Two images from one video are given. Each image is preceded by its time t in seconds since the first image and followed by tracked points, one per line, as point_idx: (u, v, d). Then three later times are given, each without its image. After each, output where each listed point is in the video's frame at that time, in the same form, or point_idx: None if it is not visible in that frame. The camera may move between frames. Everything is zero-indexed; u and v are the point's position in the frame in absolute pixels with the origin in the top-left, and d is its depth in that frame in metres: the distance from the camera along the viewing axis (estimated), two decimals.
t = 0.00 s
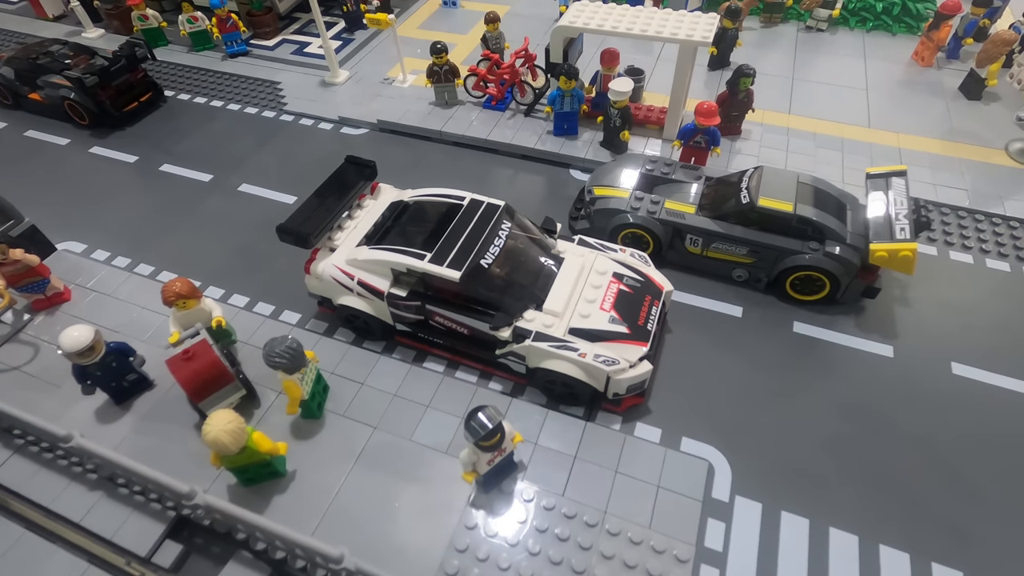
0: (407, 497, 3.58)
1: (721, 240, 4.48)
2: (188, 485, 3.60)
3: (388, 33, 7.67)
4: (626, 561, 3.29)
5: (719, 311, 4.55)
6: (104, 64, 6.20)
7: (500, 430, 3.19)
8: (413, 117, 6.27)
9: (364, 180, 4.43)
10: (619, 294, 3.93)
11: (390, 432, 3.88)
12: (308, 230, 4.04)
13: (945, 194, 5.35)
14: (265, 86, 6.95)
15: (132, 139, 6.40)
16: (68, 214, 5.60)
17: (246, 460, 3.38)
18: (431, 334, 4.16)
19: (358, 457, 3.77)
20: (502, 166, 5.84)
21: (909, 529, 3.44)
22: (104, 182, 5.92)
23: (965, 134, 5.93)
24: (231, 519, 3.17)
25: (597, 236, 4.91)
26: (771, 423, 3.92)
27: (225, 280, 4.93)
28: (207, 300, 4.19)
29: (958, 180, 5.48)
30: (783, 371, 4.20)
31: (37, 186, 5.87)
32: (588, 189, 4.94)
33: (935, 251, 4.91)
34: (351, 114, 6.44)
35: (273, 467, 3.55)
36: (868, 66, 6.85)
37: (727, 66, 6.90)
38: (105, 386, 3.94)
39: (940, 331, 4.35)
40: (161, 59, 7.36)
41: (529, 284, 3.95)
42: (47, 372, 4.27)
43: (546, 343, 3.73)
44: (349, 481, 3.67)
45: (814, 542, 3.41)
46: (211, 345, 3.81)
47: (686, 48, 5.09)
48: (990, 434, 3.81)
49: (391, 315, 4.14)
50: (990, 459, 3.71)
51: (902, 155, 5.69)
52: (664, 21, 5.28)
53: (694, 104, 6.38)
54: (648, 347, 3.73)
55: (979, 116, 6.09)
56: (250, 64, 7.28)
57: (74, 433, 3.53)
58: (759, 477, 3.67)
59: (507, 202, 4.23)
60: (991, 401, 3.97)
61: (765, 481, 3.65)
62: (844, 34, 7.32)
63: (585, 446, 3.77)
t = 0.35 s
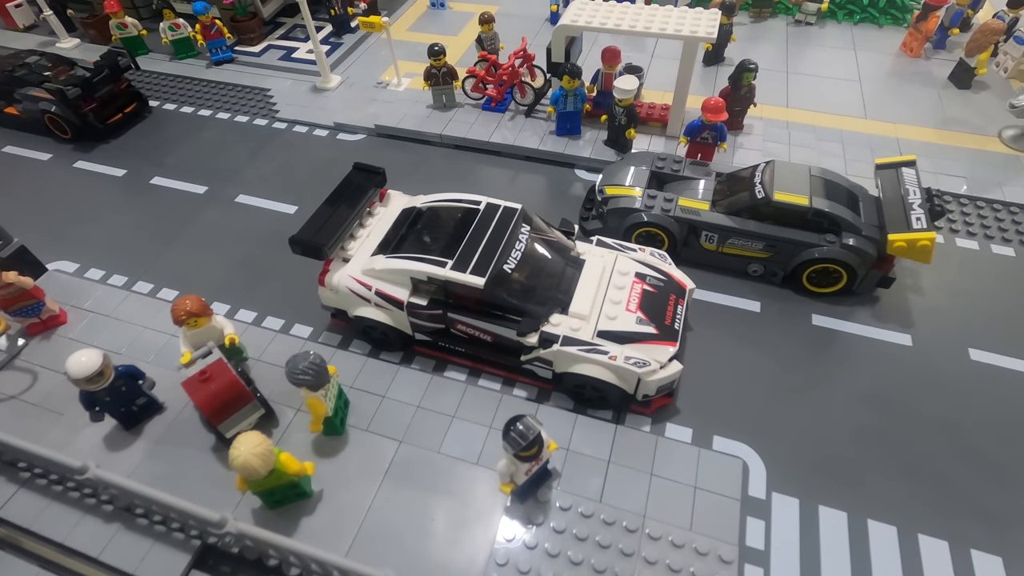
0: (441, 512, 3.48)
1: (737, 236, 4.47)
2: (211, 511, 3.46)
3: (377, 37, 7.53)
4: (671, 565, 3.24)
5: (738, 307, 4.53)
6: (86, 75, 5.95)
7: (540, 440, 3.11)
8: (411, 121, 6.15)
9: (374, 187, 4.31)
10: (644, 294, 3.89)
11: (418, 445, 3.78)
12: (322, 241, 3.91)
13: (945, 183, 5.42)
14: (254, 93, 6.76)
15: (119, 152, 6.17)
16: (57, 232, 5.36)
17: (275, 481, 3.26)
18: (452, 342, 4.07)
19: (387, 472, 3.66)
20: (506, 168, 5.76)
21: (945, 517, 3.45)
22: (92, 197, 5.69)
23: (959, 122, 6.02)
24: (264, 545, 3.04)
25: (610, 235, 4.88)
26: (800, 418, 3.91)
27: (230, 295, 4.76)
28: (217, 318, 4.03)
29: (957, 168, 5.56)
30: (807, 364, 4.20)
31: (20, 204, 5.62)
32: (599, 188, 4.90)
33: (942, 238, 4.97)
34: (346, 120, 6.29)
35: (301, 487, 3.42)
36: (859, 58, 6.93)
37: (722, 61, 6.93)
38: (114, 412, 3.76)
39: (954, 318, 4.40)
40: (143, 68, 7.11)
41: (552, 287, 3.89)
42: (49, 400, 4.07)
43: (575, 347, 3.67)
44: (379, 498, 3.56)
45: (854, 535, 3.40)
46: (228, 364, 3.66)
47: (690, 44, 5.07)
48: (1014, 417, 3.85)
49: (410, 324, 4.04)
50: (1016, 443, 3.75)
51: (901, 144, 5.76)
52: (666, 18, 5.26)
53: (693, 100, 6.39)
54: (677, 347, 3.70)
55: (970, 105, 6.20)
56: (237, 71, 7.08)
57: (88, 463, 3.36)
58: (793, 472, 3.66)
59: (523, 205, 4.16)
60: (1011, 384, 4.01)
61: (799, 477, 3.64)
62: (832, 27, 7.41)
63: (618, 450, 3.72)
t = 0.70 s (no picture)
0: (470, 523, 3.40)
1: (746, 228, 4.46)
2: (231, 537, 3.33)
3: (362, 38, 7.38)
4: (707, 564, 3.21)
5: (749, 299, 4.53)
6: (64, 86, 5.70)
7: (570, 446, 3.05)
8: (405, 123, 6.03)
9: (379, 193, 4.20)
10: (661, 291, 3.85)
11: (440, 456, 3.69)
12: (330, 250, 3.79)
13: (939, 167, 5.49)
14: (239, 100, 6.57)
15: (100, 165, 5.93)
16: (41, 252, 5.14)
17: (298, 501, 3.14)
18: (467, 348, 3.99)
19: (411, 485, 3.57)
20: (505, 168, 5.68)
21: (971, 499, 3.48)
22: (76, 213, 5.46)
23: (947, 108, 6.12)
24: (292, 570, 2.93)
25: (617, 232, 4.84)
26: (820, 407, 3.92)
27: (230, 310, 4.61)
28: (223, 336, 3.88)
29: (949, 152, 5.64)
30: (822, 353, 4.21)
31: None
32: (604, 186, 4.85)
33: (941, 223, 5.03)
34: (337, 124, 6.15)
35: (323, 505, 3.31)
36: (846, 47, 7.00)
37: (712, 53, 6.93)
38: (120, 438, 3.59)
39: (961, 301, 4.45)
40: (119, 78, 6.86)
41: (569, 288, 3.83)
42: (47, 429, 3.89)
43: (596, 348, 3.62)
44: (404, 513, 3.46)
45: (883, 522, 3.42)
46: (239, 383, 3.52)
47: (687, 38, 5.05)
48: None
49: (424, 332, 3.94)
50: None
51: (894, 131, 5.81)
52: (662, 11, 5.22)
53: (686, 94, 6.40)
54: (698, 343, 3.66)
55: (956, 90, 6.30)
56: (219, 77, 6.88)
57: (99, 494, 3.20)
58: (818, 462, 3.66)
59: (532, 206, 4.09)
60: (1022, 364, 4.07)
61: (825, 467, 3.64)
62: (817, 17, 7.47)
63: (643, 449, 3.68)
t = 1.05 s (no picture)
0: (505, 542, 3.28)
1: (753, 221, 4.44)
2: None
3: (337, 45, 7.16)
4: (752, 565, 3.15)
5: (759, 292, 4.52)
6: (27, 107, 5.36)
7: (610, 456, 2.95)
8: (392, 130, 5.85)
9: (381, 204, 4.03)
10: (680, 289, 3.79)
11: (467, 474, 3.56)
12: (337, 266, 3.62)
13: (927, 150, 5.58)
14: (214, 114, 6.30)
15: (70, 189, 5.60)
16: (14, 285, 4.81)
17: (326, 535, 2.97)
18: (485, 360, 3.86)
19: (439, 507, 3.43)
20: (499, 171, 5.56)
21: (999, 478, 3.51)
22: (48, 241, 5.14)
23: (927, 91, 6.23)
24: None
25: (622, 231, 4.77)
26: (842, 397, 3.91)
27: (228, 335, 4.38)
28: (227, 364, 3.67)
29: (934, 135, 5.74)
30: (837, 342, 4.21)
31: None
32: (606, 185, 4.78)
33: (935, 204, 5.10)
34: (321, 134, 5.94)
35: (351, 537, 3.14)
36: (823, 35, 7.08)
37: (694, 46, 6.93)
38: (123, 481, 3.36)
39: (964, 281, 4.51)
40: (82, 95, 6.50)
41: (587, 291, 3.73)
42: (40, 476, 3.62)
43: (620, 352, 3.54)
44: (435, 536, 3.32)
45: (917, 508, 3.42)
46: (251, 414, 3.32)
47: (679, 32, 5.00)
48: None
49: (439, 346, 3.80)
50: None
51: (880, 116, 5.89)
52: (651, 6, 5.17)
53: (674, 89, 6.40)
54: (722, 340, 3.61)
55: (933, 73, 6.43)
56: (191, 91, 6.58)
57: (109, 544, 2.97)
58: (847, 452, 3.66)
59: (542, 209, 3.99)
60: None
61: (854, 457, 3.63)
62: (792, 7, 7.55)
63: (673, 452, 3.61)
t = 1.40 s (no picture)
0: (545, 555, 3.18)
1: (757, 208, 4.43)
2: None
3: (309, 52, 6.92)
4: (796, 556, 3.12)
5: (767, 279, 4.52)
6: None
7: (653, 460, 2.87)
8: (377, 137, 5.68)
9: (383, 215, 3.88)
10: (696, 282, 3.74)
11: (498, 487, 3.45)
12: (346, 283, 3.46)
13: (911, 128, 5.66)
14: (187, 131, 6.02)
15: (39, 218, 5.27)
16: None
17: (363, 567, 2.83)
18: (504, 368, 3.76)
19: (472, 524, 3.31)
20: (492, 173, 5.44)
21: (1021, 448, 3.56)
22: (21, 275, 4.82)
23: (904, 70, 6.33)
24: None
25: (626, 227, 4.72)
26: (861, 378, 3.93)
27: (228, 362, 4.17)
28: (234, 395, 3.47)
29: (916, 113, 5.83)
30: (849, 323, 4.22)
31: None
32: (606, 181, 4.71)
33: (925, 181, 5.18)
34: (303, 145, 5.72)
35: (386, 566, 3.00)
36: (798, 20, 7.15)
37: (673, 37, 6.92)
38: (133, 527, 3.14)
39: (963, 255, 4.58)
40: (42, 118, 6.15)
41: (605, 291, 3.65)
42: (39, 529, 3.37)
43: (645, 351, 3.48)
44: (472, 556, 3.20)
45: (947, 483, 3.45)
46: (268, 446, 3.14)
47: (667, 23, 4.95)
48: None
49: (457, 358, 3.68)
50: None
51: (863, 97, 5.96)
52: None
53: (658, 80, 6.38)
54: (744, 331, 3.58)
55: (908, 52, 6.54)
56: (159, 107, 6.29)
57: None
58: (872, 433, 3.67)
59: (550, 210, 3.89)
60: None
61: (880, 438, 3.65)
62: None
63: (704, 447, 3.56)
